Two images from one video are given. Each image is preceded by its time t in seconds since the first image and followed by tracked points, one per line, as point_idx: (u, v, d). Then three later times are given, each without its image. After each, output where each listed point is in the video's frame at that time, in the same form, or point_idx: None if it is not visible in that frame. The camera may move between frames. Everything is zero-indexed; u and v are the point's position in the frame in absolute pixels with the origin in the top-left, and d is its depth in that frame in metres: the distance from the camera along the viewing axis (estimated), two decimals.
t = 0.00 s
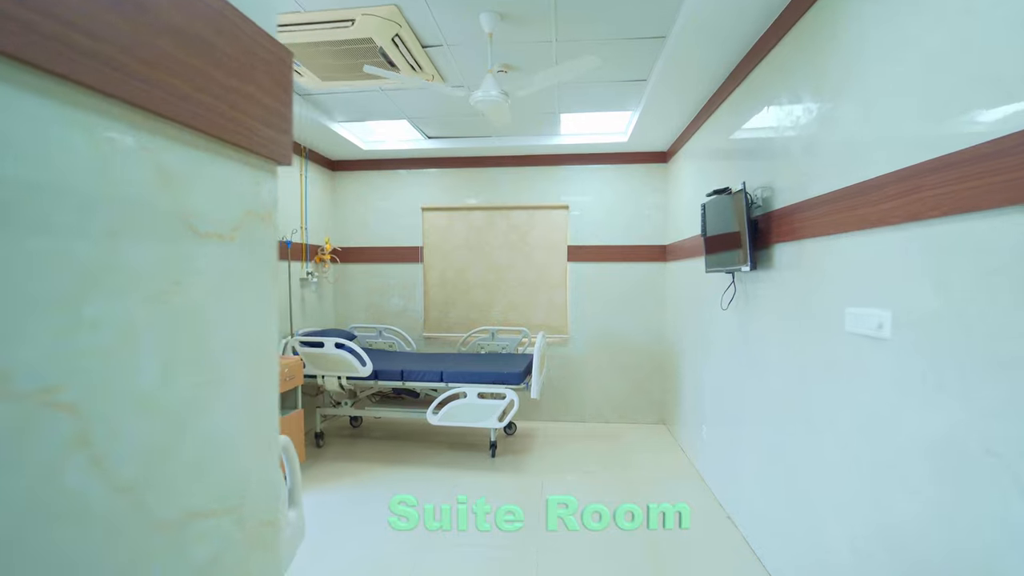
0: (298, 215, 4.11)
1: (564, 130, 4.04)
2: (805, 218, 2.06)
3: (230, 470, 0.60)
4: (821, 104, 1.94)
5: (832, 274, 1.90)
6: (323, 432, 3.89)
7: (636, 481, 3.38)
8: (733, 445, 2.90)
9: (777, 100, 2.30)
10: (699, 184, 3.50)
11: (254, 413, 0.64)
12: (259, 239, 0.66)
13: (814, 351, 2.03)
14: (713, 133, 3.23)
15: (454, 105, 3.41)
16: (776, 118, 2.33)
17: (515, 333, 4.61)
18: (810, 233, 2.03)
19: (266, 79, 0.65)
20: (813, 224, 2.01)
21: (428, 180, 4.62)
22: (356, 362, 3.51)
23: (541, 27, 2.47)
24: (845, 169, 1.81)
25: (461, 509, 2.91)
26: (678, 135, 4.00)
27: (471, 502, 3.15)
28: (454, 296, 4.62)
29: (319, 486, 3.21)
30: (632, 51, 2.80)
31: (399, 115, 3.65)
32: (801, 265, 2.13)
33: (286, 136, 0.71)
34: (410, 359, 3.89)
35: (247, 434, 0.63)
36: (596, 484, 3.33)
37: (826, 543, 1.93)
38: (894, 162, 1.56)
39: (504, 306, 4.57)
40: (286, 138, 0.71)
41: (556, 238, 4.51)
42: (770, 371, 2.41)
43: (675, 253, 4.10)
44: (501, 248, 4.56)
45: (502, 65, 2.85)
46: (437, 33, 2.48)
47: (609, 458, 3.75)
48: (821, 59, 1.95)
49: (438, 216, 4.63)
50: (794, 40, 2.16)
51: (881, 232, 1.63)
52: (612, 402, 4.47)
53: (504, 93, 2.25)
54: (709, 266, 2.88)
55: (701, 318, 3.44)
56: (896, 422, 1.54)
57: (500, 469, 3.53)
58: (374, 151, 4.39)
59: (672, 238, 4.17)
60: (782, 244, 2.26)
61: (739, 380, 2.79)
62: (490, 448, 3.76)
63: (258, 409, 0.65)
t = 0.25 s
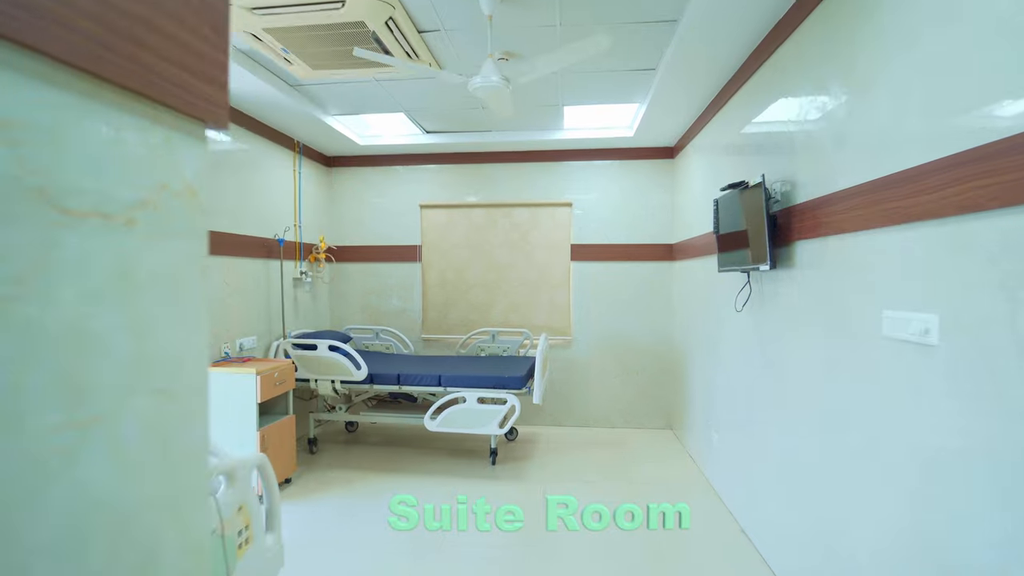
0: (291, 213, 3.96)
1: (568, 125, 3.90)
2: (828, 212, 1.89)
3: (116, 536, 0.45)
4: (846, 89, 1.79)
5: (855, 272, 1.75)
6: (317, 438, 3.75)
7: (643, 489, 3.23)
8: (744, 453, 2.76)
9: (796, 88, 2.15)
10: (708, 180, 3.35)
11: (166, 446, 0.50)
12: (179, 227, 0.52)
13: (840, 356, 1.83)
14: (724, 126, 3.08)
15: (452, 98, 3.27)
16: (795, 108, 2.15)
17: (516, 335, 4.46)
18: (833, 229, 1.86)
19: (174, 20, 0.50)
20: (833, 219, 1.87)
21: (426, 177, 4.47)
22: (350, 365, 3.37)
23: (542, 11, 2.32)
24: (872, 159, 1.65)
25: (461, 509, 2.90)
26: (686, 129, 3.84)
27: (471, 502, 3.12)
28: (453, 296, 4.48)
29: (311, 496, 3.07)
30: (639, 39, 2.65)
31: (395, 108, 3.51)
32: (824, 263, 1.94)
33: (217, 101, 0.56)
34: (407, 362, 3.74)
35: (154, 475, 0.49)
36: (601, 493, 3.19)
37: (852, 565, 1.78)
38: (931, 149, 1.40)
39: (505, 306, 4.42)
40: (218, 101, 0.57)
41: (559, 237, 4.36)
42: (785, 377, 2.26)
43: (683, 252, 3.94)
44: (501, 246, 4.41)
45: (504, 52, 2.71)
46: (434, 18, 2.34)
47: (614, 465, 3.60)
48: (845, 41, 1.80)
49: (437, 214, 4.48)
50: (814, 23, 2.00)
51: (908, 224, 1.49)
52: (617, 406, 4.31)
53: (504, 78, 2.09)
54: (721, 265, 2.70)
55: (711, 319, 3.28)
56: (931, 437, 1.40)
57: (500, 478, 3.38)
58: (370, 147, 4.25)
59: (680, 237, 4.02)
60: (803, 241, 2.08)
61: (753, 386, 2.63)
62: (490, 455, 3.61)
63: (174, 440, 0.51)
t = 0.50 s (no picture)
0: (286, 210, 3.84)
1: (572, 119, 3.78)
2: (854, 204, 1.76)
3: None
4: (873, 75, 1.67)
5: (883, 270, 1.63)
6: (312, 443, 3.62)
7: (650, 496, 3.11)
8: (758, 461, 2.63)
9: (816, 75, 2.03)
10: (718, 176, 3.22)
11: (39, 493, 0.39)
12: (44, 194, 0.39)
13: (869, 361, 1.71)
14: (734, 120, 2.96)
15: (452, 90, 3.15)
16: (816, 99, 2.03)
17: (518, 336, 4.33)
18: (859, 222, 1.73)
19: None
20: (857, 213, 1.74)
21: (426, 174, 4.36)
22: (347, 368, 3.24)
23: None
24: (904, 147, 1.53)
25: (461, 508, 2.86)
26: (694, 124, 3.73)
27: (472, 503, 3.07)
28: (453, 296, 4.35)
29: (305, 503, 2.94)
30: (648, 27, 2.54)
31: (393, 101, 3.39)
32: (850, 260, 1.80)
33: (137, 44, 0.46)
34: (405, 364, 3.62)
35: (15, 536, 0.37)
36: (607, 500, 3.06)
37: None
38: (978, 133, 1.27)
39: (506, 307, 4.30)
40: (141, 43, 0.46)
41: (562, 235, 4.23)
42: (803, 382, 2.14)
43: (690, 250, 3.82)
44: (503, 245, 4.29)
45: (506, 40, 2.59)
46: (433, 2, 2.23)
47: (619, 470, 3.48)
48: (872, 24, 1.68)
49: (437, 211, 4.36)
50: (837, 7, 1.88)
51: (945, 217, 1.37)
52: (621, 409, 4.19)
53: (508, 64, 1.97)
54: (734, 264, 2.55)
55: (721, 320, 3.16)
56: (978, 449, 1.27)
57: (502, 484, 3.25)
58: (368, 142, 4.13)
59: (687, 235, 3.90)
60: (826, 237, 1.93)
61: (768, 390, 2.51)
62: (491, 460, 3.48)
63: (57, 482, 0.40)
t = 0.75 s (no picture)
0: (281, 207, 3.71)
1: (578, 113, 3.64)
2: (888, 198, 1.61)
3: None
4: (916, 56, 1.53)
5: (925, 270, 1.48)
6: (308, 449, 3.48)
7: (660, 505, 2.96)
8: (773, 471, 2.50)
9: (846, 60, 1.89)
10: (732, 171, 3.09)
11: None
12: None
13: (907, 368, 1.56)
14: (750, 111, 2.82)
15: (453, 81, 3.02)
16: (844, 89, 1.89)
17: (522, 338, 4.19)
18: (895, 216, 1.58)
19: None
20: (894, 208, 1.60)
21: (426, 170, 4.22)
22: (343, 372, 3.10)
23: None
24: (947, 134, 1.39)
25: (461, 508, 2.82)
26: (705, 118, 3.59)
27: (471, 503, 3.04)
28: (455, 297, 4.21)
29: (300, 514, 2.80)
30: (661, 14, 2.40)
31: (392, 93, 3.25)
32: (882, 259, 1.67)
33: None
34: (405, 368, 3.47)
35: None
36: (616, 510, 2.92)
37: None
38: None
39: (509, 308, 4.16)
40: None
41: (567, 233, 4.09)
42: (828, 389, 2.00)
43: (700, 249, 3.68)
44: (506, 243, 4.15)
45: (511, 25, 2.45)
46: None
47: (628, 478, 3.34)
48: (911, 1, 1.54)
49: (437, 209, 4.22)
50: None
51: (1007, 211, 1.22)
52: (628, 414, 4.05)
53: (517, 42, 1.82)
54: (753, 264, 2.38)
55: (733, 322, 3.02)
56: None
57: (506, 493, 3.11)
58: (366, 137, 3.99)
59: (697, 233, 3.76)
60: (857, 233, 1.79)
61: (784, 397, 2.37)
62: (495, 468, 3.34)
63: None
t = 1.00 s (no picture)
0: (277, 206, 3.60)
1: (584, 108, 3.53)
2: (924, 193, 1.51)
3: None
4: (955, 40, 1.42)
5: (968, 270, 1.38)
6: (305, 455, 3.37)
7: (670, 514, 2.86)
8: (786, 480, 2.40)
9: (874, 48, 1.78)
10: (744, 167, 2.98)
11: None
12: None
13: (945, 375, 1.46)
14: (763, 106, 2.72)
15: (455, 74, 2.91)
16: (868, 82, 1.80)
17: (525, 340, 4.09)
18: (933, 213, 1.48)
19: None
20: (928, 204, 1.50)
21: (427, 168, 4.11)
22: (342, 377, 3.00)
23: None
24: (1002, 121, 1.28)
25: (461, 508, 2.80)
26: (714, 114, 3.49)
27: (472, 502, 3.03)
28: (457, 298, 4.11)
29: (296, 524, 2.69)
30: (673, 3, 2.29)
31: (392, 87, 3.14)
32: (916, 259, 1.56)
33: None
34: (406, 372, 3.37)
35: None
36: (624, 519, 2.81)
37: None
38: None
39: (512, 309, 4.05)
40: None
41: (572, 233, 3.99)
42: (850, 396, 1.90)
43: (710, 248, 3.57)
44: (509, 243, 4.04)
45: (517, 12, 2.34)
46: None
47: (636, 485, 3.23)
48: None
49: (439, 207, 4.11)
50: None
51: None
52: (635, 418, 3.94)
53: (525, 30, 1.73)
54: (771, 264, 2.28)
55: (746, 325, 2.92)
56: None
57: (510, 502, 3.00)
58: (366, 134, 3.88)
59: (706, 232, 3.66)
60: (886, 232, 1.68)
61: (799, 403, 2.27)
62: (498, 475, 3.23)
63: None
